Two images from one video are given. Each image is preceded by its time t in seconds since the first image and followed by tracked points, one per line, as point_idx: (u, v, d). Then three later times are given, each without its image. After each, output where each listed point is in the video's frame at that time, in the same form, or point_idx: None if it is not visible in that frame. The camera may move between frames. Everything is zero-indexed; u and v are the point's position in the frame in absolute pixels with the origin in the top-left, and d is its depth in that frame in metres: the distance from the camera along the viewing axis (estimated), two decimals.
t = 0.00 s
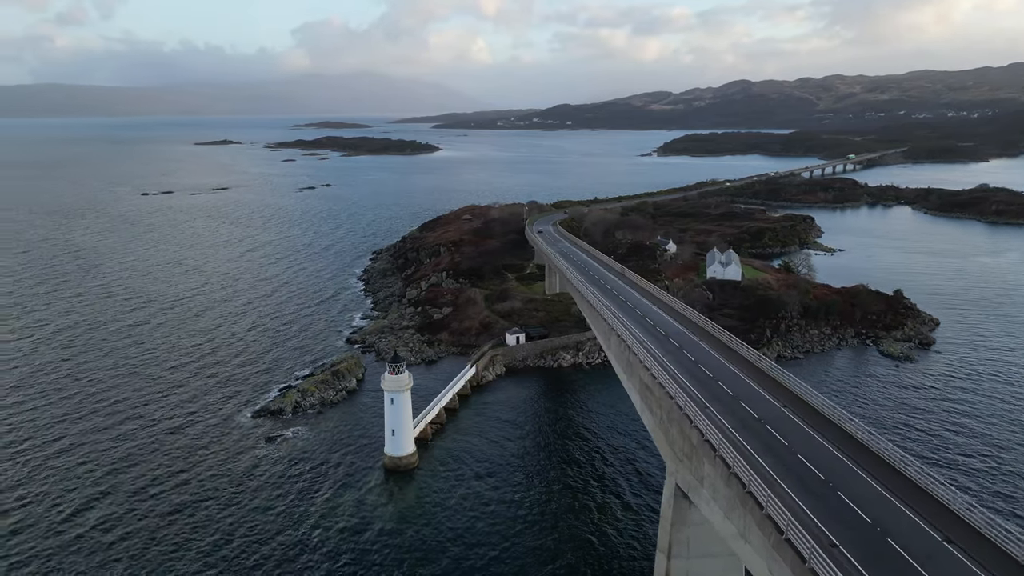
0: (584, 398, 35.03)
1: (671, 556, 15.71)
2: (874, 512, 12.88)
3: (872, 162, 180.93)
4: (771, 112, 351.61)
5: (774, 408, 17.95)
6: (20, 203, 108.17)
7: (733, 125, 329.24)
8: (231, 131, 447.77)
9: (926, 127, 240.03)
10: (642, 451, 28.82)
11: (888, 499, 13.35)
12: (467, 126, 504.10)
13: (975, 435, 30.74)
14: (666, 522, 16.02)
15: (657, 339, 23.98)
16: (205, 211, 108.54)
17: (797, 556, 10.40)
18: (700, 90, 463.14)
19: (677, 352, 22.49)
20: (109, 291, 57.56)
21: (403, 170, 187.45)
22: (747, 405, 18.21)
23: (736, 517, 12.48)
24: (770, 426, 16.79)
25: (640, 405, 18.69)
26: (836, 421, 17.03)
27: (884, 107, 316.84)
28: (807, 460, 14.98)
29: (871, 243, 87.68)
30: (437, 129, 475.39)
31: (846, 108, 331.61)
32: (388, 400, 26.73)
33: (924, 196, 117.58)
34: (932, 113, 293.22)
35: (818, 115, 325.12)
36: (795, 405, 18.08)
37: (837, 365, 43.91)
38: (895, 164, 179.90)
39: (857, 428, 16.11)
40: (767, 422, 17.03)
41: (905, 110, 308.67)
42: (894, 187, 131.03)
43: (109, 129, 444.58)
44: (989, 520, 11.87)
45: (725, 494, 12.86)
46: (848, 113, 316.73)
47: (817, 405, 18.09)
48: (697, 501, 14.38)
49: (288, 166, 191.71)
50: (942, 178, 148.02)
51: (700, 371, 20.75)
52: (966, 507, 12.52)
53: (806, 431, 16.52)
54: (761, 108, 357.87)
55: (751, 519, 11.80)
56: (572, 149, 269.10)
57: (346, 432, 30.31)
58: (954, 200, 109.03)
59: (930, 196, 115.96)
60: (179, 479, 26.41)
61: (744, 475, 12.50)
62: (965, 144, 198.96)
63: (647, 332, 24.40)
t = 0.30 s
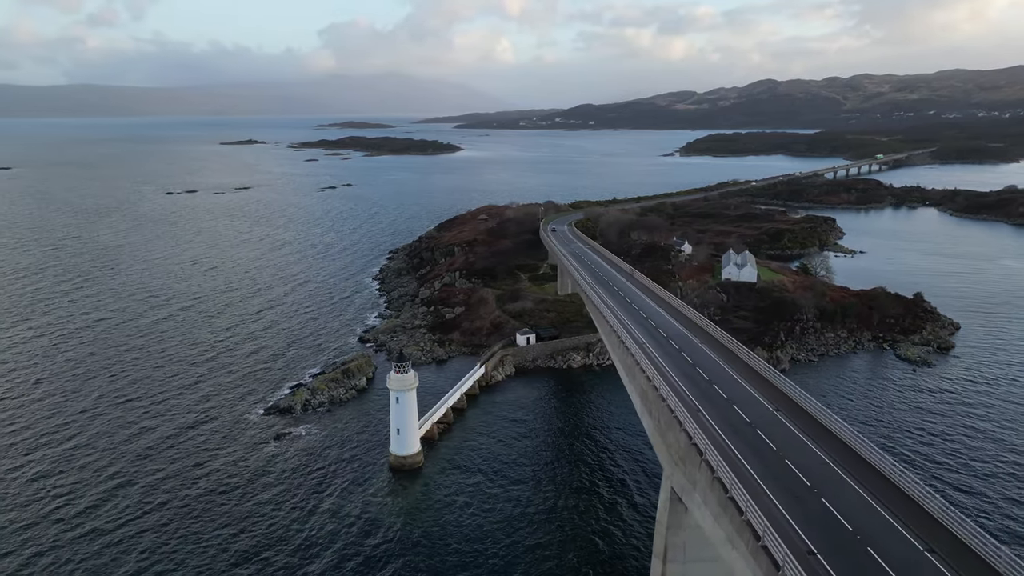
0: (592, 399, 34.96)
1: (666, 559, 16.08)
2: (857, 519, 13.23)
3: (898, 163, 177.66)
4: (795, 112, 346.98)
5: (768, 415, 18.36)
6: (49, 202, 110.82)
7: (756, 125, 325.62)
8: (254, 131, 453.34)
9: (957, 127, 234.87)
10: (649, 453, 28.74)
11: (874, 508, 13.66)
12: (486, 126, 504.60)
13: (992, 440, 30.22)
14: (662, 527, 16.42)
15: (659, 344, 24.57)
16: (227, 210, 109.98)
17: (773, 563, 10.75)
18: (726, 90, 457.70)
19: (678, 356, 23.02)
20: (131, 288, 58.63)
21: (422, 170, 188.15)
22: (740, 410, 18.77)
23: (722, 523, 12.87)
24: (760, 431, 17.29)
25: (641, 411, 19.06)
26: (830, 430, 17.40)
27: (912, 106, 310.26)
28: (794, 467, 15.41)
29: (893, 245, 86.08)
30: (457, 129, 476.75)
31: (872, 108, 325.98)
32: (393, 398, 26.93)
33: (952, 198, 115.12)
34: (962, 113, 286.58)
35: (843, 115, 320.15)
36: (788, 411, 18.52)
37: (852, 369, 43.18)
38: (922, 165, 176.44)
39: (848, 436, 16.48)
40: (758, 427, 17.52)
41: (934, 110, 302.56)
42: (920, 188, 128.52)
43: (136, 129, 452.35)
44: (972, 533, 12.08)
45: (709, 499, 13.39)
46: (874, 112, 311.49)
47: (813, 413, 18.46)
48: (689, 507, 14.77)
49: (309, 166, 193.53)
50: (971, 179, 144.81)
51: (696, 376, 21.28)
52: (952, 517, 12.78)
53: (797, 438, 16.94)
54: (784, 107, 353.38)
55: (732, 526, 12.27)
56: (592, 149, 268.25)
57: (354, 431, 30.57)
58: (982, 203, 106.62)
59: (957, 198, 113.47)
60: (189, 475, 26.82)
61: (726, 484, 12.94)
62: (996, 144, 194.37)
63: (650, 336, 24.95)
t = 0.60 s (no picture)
0: (601, 400, 34.83)
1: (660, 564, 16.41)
2: (839, 526, 13.47)
3: (925, 164, 174.27)
4: (820, 112, 342.11)
5: (762, 419, 18.64)
6: (77, 200, 113.26)
7: (780, 125, 321.82)
8: (276, 131, 458.37)
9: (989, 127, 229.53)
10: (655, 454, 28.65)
11: (858, 515, 13.87)
12: (505, 126, 504.53)
13: (1009, 445, 29.74)
14: (656, 531, 16.77)
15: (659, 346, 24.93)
16: (249, 209, 111.43)
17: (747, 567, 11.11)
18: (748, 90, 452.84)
19: (676, 359, 23.39)
20: (153, 286, 59.61)
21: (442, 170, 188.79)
22: (733, 413, 19.08)
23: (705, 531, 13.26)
24: (750, 435, 17.61)
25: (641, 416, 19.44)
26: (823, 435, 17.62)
27: (942, 106, 304.02)
28: (781, 472, 15.69)
29: (916, 248, 84.51)
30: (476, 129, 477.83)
31: (899, 107, 320.05)
32: (398, 397, 27.07)
33: (980, 199, 112.57)
34: (993, 113, 280.05)
35: (870, 115, 314.83)
36: (781, 415, 18.78)
37: (867, 373, 42.48)
38: (950, 167, 172.94)
39: (840, 441, 16.71)
40: (749, 431, 17.84)
41: (963, 110, 296.20)
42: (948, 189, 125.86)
43: (161, 129, 459.55)
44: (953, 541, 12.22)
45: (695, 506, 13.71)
46: (901, 112, 306.01)
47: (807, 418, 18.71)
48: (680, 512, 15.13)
49: (330, 165, 195.23)
50: (1002, 181, 141.53)
51: (693, 378, 21.63)
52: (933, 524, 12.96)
53: (788, 442, 17.21)
54: (809, 107, 348.64)
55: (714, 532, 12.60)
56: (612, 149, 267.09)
57: (362, 429, 30.78)
58: (1011, 205, 104.20)
59: (986, 199, 110.95)
60: (199, 471, 27.20)
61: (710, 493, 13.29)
62: None
63: (651, 338, 25.33)
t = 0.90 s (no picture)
0: (609, 402, 34.70)
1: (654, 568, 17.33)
2: (817, 532, 14.32)
3: (953, 166, 170.64)
4: (844, 111, 336.75)
5: (753, 425, 19.55)
6: (104, 199, 115.63)
7: (803, 125, 317.69)
8: (297, 132, 462.90)
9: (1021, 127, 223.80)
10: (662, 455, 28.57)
11: (838, 521, 14.70)
12: (522, 126, 504.18)
13: None
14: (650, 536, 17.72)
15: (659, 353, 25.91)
16: (270, 208, 112.86)
17: None
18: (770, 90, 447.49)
19: (675, 365, 24.36)
20: (174, 285, 60.67)
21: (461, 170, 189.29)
22: (725, 419, 20.04)
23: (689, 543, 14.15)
24: (739, 441, 18.57)
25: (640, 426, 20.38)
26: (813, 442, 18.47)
27: (971, 106, 297.55)
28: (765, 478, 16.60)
29: (939, 250, 82.87)
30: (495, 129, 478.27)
31: (926, 106, 313.78)
32: (403, 396, 27.20)
33: (1009, 201, 109.94)
34: None
35: (896, 115, 309.29)
36: (773, 421, 19.69)
37: (882, 377, 41.76)
38: (979, 168, 169.11)
39: (828, 448, 17.53)
40: (739, 437, 18.78)
41: (993, 110, 289.54)
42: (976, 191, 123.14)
43: (184, 129, 466.00)
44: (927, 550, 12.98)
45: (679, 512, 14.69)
46: (929, 112, 300.16)
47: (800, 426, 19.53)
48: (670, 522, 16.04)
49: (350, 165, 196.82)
50: None
51: (689, 384, 22.61)
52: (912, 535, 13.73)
53: (777, 449, 18.10)
54: (833, 106, 343.47)
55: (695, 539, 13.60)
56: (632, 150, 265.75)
57: (369, 428, 31.01)
58: None
59: (1016, 201, 108.28)
60: (208, 469, 27.58)
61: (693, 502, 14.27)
62: None
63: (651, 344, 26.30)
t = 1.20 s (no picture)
0: (614, 403, 34.60)
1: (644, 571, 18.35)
2: (792, 535, 15.26)
3: (977, 167, 167.42)
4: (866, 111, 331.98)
5: (740, 430, 20.63)
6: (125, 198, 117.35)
7: (823, 126, 314.05)
8: (315, 132, 467.03)
9: None
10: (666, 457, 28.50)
11: (813, 526, 15.60)
12: (543, 125, 504.15)
13: None
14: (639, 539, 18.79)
15: (658, 359, 27.02)
16: (286, 208, 113.79)
17: None
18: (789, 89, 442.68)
19: (671, 371, 25.46)
20: (190, 283, 61.41)
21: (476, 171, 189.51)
22: (712, 423, 21.16)
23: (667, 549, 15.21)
24: (726, 448, 19.48)
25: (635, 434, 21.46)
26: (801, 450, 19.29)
27: (997, 105, 291.79)
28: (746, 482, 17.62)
29: (959, 253, 81.47)
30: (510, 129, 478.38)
31: (951, 105, 308.30)
32: (404, 396, 27.29)
33: None
34: None
35: (919, 114, 304.41)
36: (758, 425, 20.76)
37: (894, 381, 41.23)
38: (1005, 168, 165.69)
39: (806, 447, 18.75)
40: (722, 441, 19.88)
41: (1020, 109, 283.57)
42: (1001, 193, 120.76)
43: (204, 130, 471.74)
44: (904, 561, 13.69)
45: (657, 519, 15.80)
46: (953, 112, 294.99)
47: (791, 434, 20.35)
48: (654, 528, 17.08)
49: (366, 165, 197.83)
50: None
51: (681, 390, 23.70)
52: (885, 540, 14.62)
53: (761, 454, 19.09)
54: (853, 106, 338.98)
55: (683, 558, 14.15)
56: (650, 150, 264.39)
57: (374, 427, 31.13)
58: None
59: None
60: (212, 468, 27.66)
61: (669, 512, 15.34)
62: None
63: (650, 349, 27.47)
